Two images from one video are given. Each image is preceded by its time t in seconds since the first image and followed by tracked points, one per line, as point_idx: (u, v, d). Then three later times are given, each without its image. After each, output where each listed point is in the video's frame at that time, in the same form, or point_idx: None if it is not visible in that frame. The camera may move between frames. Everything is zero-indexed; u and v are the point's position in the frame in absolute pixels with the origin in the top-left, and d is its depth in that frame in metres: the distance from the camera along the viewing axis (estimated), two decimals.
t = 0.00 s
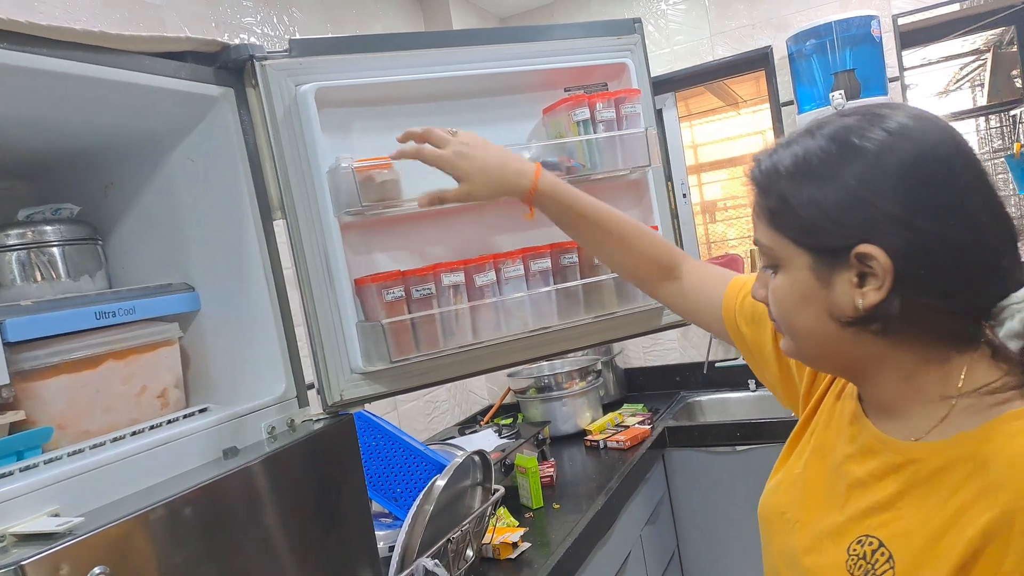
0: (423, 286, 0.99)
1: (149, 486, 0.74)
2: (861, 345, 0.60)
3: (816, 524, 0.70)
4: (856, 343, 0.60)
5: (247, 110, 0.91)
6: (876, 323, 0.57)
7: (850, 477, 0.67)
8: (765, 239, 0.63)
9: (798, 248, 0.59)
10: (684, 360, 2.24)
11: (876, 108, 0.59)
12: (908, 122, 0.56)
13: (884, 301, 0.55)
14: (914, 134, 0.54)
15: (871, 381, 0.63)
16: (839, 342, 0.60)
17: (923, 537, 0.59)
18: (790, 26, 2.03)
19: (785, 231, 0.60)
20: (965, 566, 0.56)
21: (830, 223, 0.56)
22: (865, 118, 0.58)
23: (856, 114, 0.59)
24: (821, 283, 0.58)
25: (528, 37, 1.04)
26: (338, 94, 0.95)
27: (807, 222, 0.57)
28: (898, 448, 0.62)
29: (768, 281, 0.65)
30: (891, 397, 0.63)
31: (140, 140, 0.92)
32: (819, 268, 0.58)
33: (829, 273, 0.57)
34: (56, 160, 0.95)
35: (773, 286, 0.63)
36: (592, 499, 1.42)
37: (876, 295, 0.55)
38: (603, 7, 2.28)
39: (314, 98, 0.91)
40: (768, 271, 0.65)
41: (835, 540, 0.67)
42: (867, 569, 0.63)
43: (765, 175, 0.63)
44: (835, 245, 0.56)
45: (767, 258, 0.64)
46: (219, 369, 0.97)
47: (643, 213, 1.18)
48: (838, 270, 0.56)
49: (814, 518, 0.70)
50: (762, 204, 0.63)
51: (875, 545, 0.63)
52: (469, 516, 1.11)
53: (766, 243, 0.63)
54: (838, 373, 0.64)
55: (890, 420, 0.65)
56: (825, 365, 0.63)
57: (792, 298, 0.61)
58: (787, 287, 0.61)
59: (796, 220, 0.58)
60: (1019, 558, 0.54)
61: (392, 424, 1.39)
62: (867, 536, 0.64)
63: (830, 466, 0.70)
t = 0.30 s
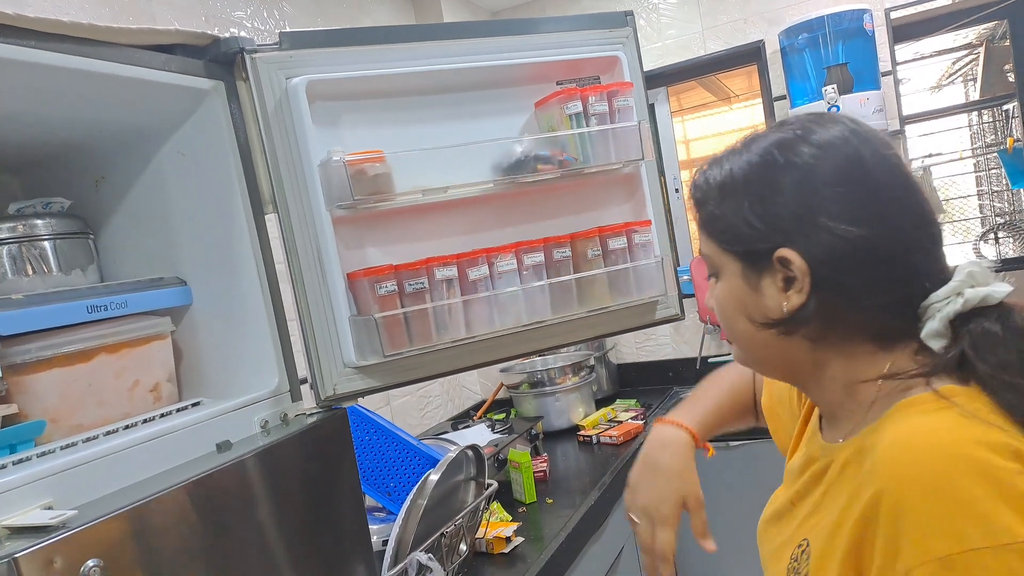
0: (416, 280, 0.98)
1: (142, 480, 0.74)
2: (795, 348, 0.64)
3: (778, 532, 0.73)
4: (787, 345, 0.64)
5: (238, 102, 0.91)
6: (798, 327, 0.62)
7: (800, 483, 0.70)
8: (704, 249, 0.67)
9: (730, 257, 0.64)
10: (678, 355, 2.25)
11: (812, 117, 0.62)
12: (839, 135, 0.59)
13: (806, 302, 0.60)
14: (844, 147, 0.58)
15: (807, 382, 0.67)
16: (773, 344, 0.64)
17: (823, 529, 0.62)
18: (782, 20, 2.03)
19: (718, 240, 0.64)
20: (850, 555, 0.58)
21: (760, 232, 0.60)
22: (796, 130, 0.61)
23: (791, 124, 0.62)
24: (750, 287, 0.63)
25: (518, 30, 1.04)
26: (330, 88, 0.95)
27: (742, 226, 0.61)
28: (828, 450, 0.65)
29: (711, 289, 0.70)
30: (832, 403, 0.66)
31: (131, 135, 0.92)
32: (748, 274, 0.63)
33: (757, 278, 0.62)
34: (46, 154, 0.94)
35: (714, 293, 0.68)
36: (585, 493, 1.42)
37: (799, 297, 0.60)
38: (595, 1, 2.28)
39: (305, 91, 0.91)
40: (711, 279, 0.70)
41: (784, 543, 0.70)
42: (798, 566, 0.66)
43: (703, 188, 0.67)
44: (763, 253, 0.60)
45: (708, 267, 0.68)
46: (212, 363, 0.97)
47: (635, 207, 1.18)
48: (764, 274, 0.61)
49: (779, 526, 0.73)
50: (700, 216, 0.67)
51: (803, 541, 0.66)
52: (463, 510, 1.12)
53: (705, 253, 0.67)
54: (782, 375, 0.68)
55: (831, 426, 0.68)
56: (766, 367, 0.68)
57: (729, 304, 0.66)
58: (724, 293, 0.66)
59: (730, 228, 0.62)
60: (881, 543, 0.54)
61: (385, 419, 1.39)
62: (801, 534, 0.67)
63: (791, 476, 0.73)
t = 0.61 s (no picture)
0: (414, 271, 0.97)
1: (135, 472, 0.73)
2: (710, 345, 0.70)
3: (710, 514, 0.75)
4: (702, 345, 0.70)
5: (235, 89, 0.89)
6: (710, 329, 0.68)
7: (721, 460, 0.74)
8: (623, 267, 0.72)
9: (646, 275, 0.69)
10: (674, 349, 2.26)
11: (711, 152, 0.68)
12: (738, 168, 0.65)
13: (716, 306, 0.65)
14: (738, 179, 0.64)
15: (724, 374, 0.73)
16: (691, 346, 0.70)
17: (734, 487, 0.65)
18: (782, 13, 2.02)
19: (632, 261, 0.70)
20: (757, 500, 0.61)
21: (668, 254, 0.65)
22: (694, 165, 0.67)
23: (692, 157, 0.68)
24: (665, 298, 0.68)
25: (521, 19, 1.03)
26: (328, 75, 0.94)
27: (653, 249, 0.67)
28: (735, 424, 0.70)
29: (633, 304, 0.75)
30: (746, 391, 0.72)
31: (125, 121, 0.90)
32: (662, 288, 0.68)
33: (670, 291, 0.67)
34: (38, 140, 0.93)
35: (637, 307, 0.73)
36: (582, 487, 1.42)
37: (709, 303, 0.65)
38: None
39: (304, 79, 0.90)
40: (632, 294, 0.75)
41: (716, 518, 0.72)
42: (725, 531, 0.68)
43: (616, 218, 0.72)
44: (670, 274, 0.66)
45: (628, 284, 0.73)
46: (207, 354, 0.95)
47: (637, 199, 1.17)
48: (676, 286, 0.66)
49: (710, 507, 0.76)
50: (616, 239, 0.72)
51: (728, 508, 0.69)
52: (459, 504, 1.11)
53: (624, 273, 0.72)
54: (702, 369, 0.74)
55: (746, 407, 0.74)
56: (687, 363, 0.74)
57: (650, 315, 0.71)
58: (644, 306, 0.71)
59: (643, 254, 0.67)
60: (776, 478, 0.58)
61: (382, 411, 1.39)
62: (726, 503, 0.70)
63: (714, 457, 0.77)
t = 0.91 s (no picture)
0: (404, 276, 0.97)
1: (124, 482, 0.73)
2: (639, 347, 0.75)
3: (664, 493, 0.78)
4: (635, 346, 0.75)
5: (222, 96, 0.89)
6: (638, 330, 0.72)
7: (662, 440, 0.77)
8: (553, 286, 0.75)
9: (578, 291, 0.72)
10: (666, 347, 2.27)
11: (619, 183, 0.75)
12: (651, 194, 0.72)
13: (644, 308, 0.70)
14: (653, 204, 0.70)
15: (653, 370, 0.78)
16: (624, 350, 0.75)
17: (688, 451, 0.69)
18: (769, 13, 2.03)
19: (562, 282, 0.73)
20: (717, 453, 0.64)
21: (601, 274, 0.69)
22: (608, 193, 0.72)
23: (606, 187, 0.74)
24: (597, 310, 0.72)
25: (507, 23, 1.03)
26: (315, 82, 0.94)
27: (585, 268, 0.70)
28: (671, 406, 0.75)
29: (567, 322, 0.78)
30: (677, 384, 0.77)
31: (109, 129, 0.89)
32: (595, 300, 0.72)
33: (602, 302, 0.71)
34: (22, 150, 0.92)
35: (573, 323, 0.77)
36: (575, 487, 1.42)
37: (638, 306, 0.70)
38: None
39: (290, 85, 0.90)
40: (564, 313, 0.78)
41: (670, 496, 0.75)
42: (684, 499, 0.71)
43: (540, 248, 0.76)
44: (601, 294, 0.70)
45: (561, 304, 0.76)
46: (195, 361, 0.95)
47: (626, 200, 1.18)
48: (607, 297, 0.71)
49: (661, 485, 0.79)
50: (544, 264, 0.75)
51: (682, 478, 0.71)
52: (452, 507, 1.11)
53: (556, 294, 0.75)
54: (635, 369, 0.79)
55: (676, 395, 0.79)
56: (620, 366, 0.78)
57: (585, 328, 0.75)
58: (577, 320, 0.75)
59: (577, 275, 0.71)
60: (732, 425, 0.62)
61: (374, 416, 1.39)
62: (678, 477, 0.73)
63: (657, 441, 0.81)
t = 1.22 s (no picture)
0: (394, 271, 0.96)
1: (109, 479, 0.71)
2: (631, 346, 0.74)
3: (650, 491, 0.77)
4: (627, 346, 0.74)
5: (210, 89, 0.87)
6: (630, 329, 0.72)
7: (648, 437, 0.76)
8: (544, 283, 0.74)
9: (569, 288, 0.72)
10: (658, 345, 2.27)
11: (608, 178, 0.74)
12: (641, 189, 0.71)
13: (638, 308, 0.70)
14: (644, 198, 0.70)
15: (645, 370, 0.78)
16: (615, 349, 0.74)
17: (688, 448, 0.68)
18: (762, 11, 2.02)
19: (552, 278, 0.72)
20: (723, 452, 0.63)
21: (591, 268, 0.69)
22: (598, 188, 0.72)
23: (595, 183, 0.73)
24: (589, 308, 0.71)
25: (500, 16, 1.02)
26: (305, 73, 0.92)
27: (575, 262, 0.69)
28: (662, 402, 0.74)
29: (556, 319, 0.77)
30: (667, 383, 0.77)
31: (95, 121, 0.88)
32: (587, 297, 0.71)
33: (594, 299, 0.71)
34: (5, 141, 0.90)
35: (563, 319, 0.76)
36: (567, 485, 1.42)
37: (632, 305, 0.69)
38: None
39: (279, 77, 0.89)
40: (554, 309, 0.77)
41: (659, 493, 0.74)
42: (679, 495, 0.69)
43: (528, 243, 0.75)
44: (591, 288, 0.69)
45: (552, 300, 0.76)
46: (182, 357, 0.94)
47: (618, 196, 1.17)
48: (601, 294, 0.70)
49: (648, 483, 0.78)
50: (533, 258, 0.74)
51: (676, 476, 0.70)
52: (444, 505, 1.10)
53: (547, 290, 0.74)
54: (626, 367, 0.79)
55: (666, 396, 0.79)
56: (610, 366, 0.77)
57: (575, 326, 0.74)
58: (568, 318, 0.74)
59: (568, 270, 0.70)
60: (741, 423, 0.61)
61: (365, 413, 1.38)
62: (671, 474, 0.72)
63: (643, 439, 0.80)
